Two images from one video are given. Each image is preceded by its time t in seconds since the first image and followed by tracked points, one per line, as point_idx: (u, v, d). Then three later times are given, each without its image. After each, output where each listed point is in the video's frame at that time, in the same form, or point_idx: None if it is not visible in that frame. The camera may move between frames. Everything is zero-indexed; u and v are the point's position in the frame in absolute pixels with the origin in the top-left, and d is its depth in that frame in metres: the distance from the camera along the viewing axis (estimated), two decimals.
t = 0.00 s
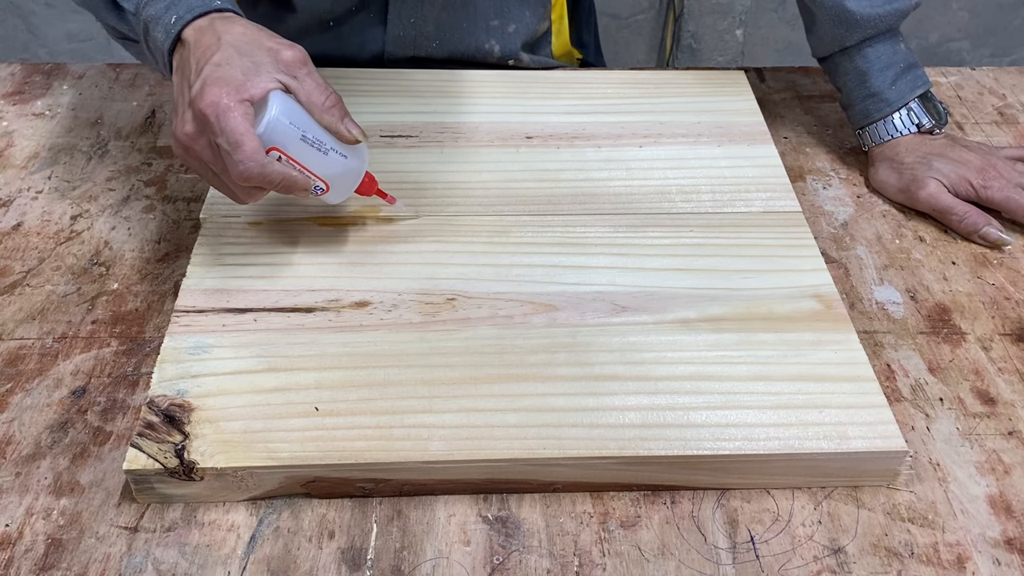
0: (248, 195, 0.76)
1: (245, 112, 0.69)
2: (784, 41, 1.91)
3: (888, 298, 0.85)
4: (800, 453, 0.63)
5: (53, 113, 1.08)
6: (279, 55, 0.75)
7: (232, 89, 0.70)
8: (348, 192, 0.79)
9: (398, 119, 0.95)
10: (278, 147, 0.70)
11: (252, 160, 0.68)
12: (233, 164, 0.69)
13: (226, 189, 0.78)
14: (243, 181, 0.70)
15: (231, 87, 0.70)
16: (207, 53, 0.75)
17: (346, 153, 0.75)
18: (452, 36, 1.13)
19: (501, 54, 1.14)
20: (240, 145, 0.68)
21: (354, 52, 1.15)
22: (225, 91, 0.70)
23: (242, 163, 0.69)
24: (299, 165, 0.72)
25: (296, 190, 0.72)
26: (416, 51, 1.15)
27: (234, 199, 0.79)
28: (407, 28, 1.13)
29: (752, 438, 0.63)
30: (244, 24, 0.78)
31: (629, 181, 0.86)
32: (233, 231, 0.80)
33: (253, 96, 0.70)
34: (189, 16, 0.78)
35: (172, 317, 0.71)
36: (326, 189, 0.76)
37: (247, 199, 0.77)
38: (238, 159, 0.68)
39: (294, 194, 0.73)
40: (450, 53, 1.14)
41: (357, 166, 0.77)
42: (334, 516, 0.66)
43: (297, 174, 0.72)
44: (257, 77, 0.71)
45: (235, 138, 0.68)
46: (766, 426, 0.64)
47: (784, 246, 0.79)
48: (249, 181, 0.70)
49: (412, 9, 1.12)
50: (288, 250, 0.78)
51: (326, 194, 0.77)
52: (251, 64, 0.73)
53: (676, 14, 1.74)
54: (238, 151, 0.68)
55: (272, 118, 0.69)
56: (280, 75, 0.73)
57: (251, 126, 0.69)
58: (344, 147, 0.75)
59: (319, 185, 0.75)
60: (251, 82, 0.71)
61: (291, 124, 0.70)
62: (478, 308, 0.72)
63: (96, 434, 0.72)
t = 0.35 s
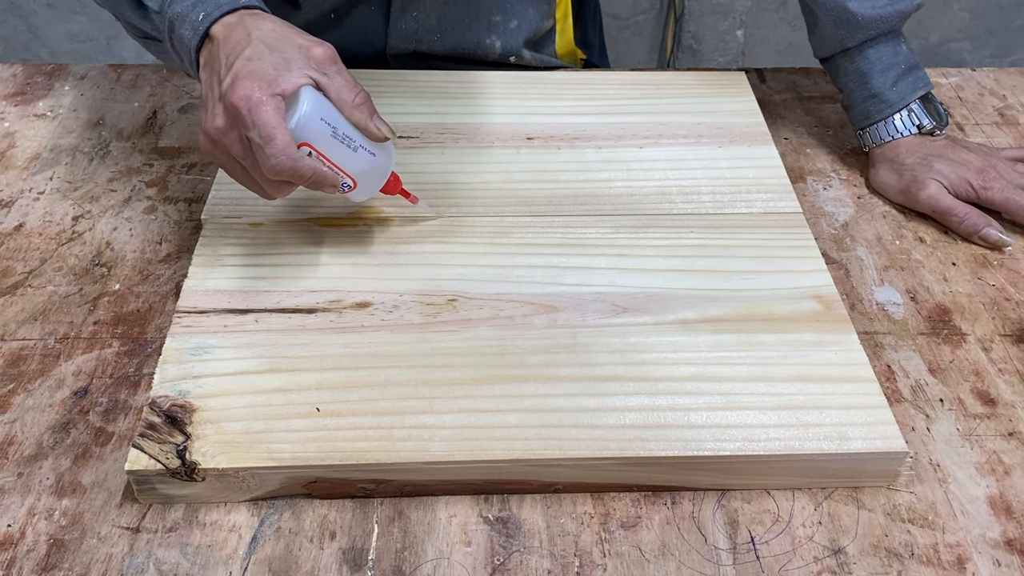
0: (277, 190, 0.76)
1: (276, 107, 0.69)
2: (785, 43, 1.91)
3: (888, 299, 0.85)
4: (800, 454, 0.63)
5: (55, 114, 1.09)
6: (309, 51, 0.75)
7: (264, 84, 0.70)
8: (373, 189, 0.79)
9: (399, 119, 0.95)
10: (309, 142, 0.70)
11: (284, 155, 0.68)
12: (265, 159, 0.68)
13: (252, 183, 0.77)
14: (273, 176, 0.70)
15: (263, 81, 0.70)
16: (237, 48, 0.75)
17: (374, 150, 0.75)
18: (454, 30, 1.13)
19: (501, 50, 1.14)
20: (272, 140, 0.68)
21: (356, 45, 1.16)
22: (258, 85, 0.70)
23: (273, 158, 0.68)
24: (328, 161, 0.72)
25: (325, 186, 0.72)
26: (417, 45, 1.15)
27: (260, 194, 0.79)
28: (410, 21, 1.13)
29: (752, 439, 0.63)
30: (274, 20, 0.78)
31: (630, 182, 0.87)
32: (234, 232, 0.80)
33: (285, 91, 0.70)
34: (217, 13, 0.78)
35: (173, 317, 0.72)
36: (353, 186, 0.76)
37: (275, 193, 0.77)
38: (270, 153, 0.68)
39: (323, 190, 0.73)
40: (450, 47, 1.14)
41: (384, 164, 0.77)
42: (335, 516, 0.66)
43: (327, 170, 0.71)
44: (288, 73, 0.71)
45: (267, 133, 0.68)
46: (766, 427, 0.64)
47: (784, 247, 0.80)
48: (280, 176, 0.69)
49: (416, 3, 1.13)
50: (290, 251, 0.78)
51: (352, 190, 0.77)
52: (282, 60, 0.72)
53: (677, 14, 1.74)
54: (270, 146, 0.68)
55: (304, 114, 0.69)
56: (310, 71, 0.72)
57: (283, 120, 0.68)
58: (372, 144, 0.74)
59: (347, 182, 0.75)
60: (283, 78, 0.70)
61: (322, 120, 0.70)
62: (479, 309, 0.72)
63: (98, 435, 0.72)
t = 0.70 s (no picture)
0: (290, 186, 0.75)
1: (294, 101, 0.68)
2: (786, 43, 1.91)
3: (890, 299, 0.85)
4: (802, 454, 0.63)
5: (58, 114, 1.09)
6: (325, 47, 0.75)
7: (281, 77, 0.70)
8: (388, 185, 0.79)
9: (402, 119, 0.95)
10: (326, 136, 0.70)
11: (301, 148, 0.67)
12: (282, 152, 0.68)
13: (268, 181, 0.77)
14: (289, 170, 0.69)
15: (280, 75, 0.70)
16: (252, 43, 0.74)
17: (389, 144, 0.76)
18: (460, 25, 1.14)
19: (506, 44, 1.15)
20: (290, 132, 0.67)
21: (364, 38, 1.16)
22: (275, 79, 0.69)
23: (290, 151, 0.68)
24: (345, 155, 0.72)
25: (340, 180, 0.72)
26: (424, 40, 1.15)
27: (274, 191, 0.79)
28: (417, 15, 1.14)
29: (754, 440, 0.63)
30: (290, 16, 0.78)
31: (632, 182, 0.87)
32: (237, 232, 0.80)
33: (302, 85, 0.70)
34: (231, 8, 0.78)
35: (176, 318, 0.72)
36: (368, 181, 0.76)
37: (288, 190, 0.76)
38: (287, 146, 0.68)
39: (339, 184, 0.73)
40: (455, 42, 1.15)
41: (398, 160, 0.77)
42: (338, 516, 0.66)
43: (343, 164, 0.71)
44: (305, 67, 0.71)
45: (285, 125, 0.67)
46: (768, 427, 0.64)
47: (787, 248, 0.80)
48: (296, 169, 0.69)
49: None
50: (293, 251, 0.78)
51: (367, 186, 0.77)
52: (298, 54, 0.72)
53: (677, 14, 1.74)
54: (287, 138, 0.67)
55: (321, 107, 0.69)
56: (326, 65, 0.72)
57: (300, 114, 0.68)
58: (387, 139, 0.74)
59: (362, 177, 0.75)
60: (299, 71, 0.70)
61: (340, 113, 0.70)
62: (481, 309, 0.72)
63: (101, 435, 0.72)
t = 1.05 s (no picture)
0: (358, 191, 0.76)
1: (355, 107, 0.69)
2: (787, 43, 1.90)
3: (891, 300, 0.85)
4: (804, 456, 0.63)
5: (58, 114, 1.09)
6: (382, 48, 0.75)
7: (340, 84, 0.70)
8: (456, 182, 0.78)
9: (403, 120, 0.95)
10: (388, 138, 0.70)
11: (365, 153, 0.68)
12: (348, 158, 0.69)
13: (335, 189, 0.77)
14: (356, 175, 0.70)
15: (339, 82, 0.70)
16: (312, 49, 0.75)
17: (452, 140, 0.74)
18: (503, 25, 1.13)
19: (548, 38, 1.15)
20: (352, 139, 0.68)
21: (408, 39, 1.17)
22: (335, 87, 0.70)
23: (353, 157, 0.69)
24: (409, 156, 0.72)
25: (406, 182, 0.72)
26: (467, 40, 1.15)
27: (340, 198, 0.79)
28: (460, 17, 1.13)
29: (755, 441, 0.63)
30: (346, 21, 0.78)
31: (632, 183, 0.87)
32: (238, 233, 0.80)
33: (360, 91, 0.70)
34: (291, 15, 0.78)
35: (177, 318, 0.72)
36: (434, 180, 0.76)
37: (354, 195, 0.76)
38: (350, 153, 0.69)
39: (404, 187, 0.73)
40: (499, 42, 1.15)
41: (465, 155, 0.76)
42: (339, 518, 0.66)
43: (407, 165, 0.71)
44: (363, 71, 0.71)
45: (347, 132, 0.68)
46: (769, 429, 0.64)
47: (788, 248, 0.79)
48: (362, 174, 0.70)
49: None
50: (294, 252, 0.78)
51: (434, 185, 0.77)
52: (356, 59, 0.73)
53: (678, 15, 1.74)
54: (351, 145, 0.68)
55: (380, 111, 0.69)
56: (383, 68, 0.72)
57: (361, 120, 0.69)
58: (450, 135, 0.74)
59: (428, 175, 0.75)
60: (357, 77, 0.71)
61: (399, 115, 0.70)
62: (482, 310, 0.72)
63: (101, 436, 0.72)
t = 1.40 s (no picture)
0: (363, 185, 0.75)
1: (369, 100, 0.69)
2: (787, 43, 1.90)
3: (891, 299, 0.85)
4: (803, 455, 0.63)
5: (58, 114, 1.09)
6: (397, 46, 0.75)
7: (355, 77, 0.70)
8: (456, 185, 0.78)
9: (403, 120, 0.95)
10: (399, 134, 0.70)
11: (377, 148, 0.68)
12: (358, 151, 0.69)
13: (339, 180, 0.78)
14: (365, 169, 0.70)
15: (354, 75, 0.70)
16: (326, 41, 0.75)
17: (459, 143, 0.74)
18: (526, 22, 1.13)
19: (574, 36, 1.14)
20: (365, 132, 0.68)
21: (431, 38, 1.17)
22: (350, 78, 0.70)
23: (365, 150, 0.68)
24: (417, 153, 0.72)
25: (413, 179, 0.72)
26: (489, 38, 1.14)
27: (344, 190, 0.79)
28: (483, 15, 1.13)
29: (754, 441, 0.63)
30: (362, 16, 0.78)
31: (632, 183, 0.87)
32: (237, 232, 0.80)
33: (375, 85, 0.70)
34: (303, 7, 0.79)
35: (176, 318, 0.72)
36: (438, 180, 0.75)
37: (362, 189, 0.76)
38: (362, 147, 0.68)
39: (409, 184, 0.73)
40: (523, 40, 1.14)
41: (469, 158, 0.76)
42: (338, 517, 0.66)
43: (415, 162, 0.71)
44: (378, 66, 0.71)
45: (360, 125, 0.68)
46: (768, 428, 0.64)
47: (787, 248, 0.79)
48: (371, 168, 0.69)
49: None
50: (293, 251, 0.78)
51: (437, 185, 0.76)
52: (372, 53, 0.73)
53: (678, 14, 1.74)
54: (363, 138, 0.68)
55: (394, 107, 0.69)
56: (398, 65, 0.72)
57: (375, 114, 0.69)
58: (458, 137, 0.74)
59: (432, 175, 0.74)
60: (372, 71, 0.71)
61: (412, 112, 0.70)
62: (481, 309, 0.72)
63: (100, 435, 0.72)
